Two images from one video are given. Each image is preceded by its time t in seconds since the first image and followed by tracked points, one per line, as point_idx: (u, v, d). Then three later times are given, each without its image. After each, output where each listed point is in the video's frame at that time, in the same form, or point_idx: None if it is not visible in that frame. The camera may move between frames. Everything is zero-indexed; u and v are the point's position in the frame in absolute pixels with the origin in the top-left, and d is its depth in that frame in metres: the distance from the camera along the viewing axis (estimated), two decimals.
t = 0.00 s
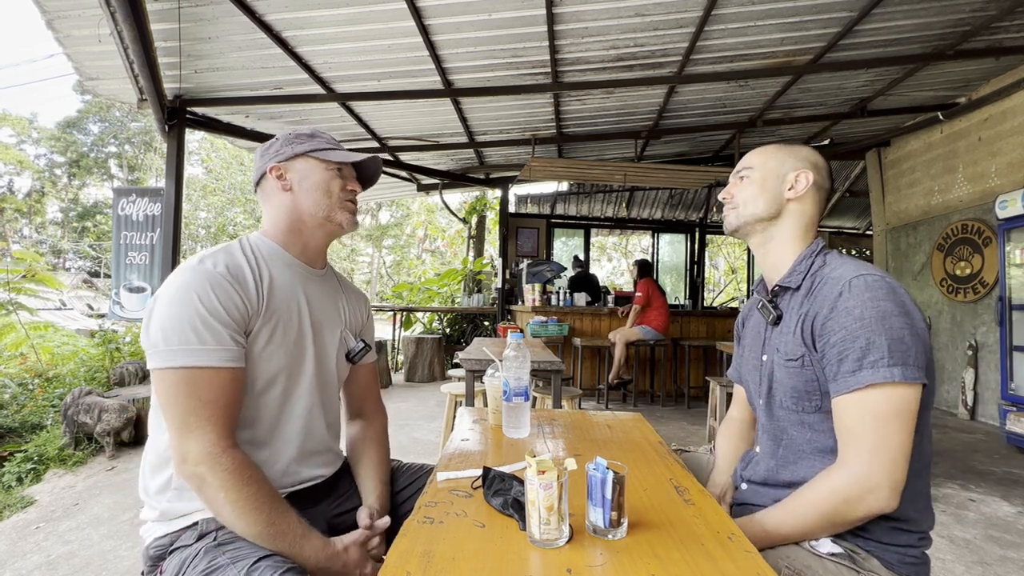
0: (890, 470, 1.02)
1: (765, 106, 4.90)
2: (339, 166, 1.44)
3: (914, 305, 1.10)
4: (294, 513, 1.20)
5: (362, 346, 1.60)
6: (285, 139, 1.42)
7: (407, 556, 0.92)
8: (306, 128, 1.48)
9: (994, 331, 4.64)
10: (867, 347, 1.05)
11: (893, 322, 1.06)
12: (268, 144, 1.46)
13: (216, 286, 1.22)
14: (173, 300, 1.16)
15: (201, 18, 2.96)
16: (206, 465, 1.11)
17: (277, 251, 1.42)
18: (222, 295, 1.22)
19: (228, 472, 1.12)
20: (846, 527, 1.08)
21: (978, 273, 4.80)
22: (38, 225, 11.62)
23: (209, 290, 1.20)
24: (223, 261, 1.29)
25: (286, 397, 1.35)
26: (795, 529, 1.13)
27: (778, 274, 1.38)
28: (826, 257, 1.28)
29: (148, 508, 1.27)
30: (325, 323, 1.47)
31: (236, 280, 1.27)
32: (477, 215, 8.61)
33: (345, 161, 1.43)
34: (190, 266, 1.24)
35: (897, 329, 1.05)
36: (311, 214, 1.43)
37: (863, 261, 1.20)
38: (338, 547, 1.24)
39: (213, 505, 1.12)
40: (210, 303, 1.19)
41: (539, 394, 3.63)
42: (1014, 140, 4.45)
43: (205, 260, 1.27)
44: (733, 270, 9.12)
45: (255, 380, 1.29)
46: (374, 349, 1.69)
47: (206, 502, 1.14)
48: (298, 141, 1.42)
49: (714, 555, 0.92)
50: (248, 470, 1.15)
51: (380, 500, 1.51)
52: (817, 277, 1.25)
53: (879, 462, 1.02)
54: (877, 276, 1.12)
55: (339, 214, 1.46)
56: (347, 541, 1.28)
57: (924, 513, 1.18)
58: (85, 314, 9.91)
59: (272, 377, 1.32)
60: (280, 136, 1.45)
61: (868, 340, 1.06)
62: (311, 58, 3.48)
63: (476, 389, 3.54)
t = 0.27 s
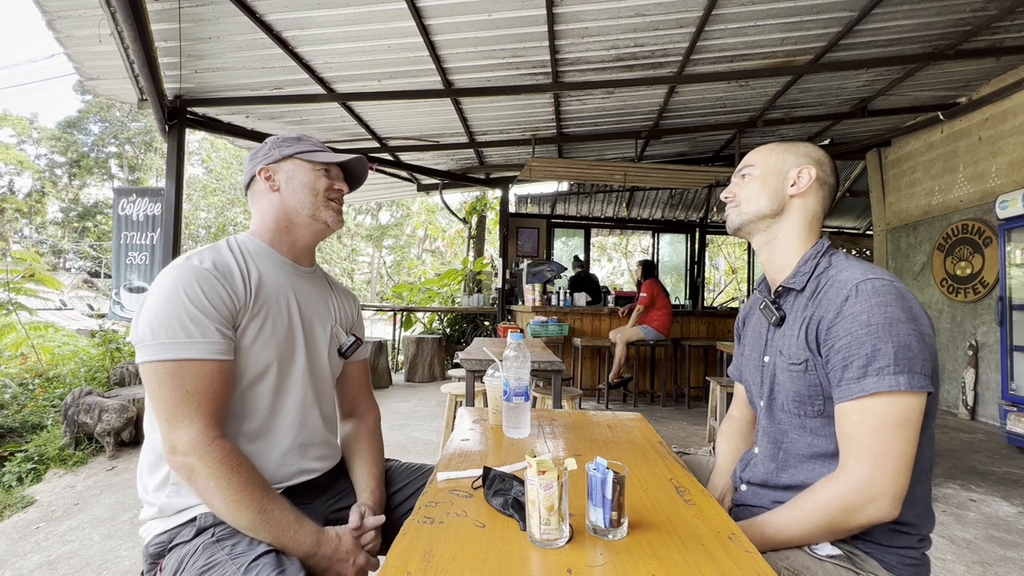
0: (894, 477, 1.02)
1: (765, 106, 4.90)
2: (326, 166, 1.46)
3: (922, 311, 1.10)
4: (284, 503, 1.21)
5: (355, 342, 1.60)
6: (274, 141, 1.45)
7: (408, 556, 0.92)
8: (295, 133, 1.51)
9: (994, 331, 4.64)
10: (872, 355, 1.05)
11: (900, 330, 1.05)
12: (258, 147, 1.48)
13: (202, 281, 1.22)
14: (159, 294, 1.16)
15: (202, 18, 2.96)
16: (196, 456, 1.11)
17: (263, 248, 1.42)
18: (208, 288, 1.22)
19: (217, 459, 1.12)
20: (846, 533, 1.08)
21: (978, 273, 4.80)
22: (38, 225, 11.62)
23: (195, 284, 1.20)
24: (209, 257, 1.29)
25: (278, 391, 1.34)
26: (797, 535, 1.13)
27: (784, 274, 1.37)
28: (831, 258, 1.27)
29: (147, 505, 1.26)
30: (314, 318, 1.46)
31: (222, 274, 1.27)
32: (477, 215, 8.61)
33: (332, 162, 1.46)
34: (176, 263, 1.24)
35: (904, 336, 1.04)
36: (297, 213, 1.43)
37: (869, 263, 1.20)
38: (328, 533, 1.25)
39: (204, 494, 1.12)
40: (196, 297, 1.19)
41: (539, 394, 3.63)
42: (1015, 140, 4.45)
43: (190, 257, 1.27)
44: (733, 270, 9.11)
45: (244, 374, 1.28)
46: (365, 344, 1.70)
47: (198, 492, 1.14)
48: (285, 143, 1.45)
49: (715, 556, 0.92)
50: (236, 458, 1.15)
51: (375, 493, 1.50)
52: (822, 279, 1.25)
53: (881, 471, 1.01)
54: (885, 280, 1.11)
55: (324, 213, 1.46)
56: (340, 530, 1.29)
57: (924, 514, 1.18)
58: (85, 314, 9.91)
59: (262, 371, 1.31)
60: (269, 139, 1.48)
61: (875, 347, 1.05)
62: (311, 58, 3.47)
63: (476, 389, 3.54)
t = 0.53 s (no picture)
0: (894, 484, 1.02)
1: (765, 106, 4.90)
2: (319, 168, 1.46)
3: (924, 317, 1.09)
4: (281, 493, 1.21)
5: (349, 338, 1.60)
6: (269, 142, 1.46)
7: (408, 555, 0.92)
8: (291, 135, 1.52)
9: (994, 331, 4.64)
10: (874, 360, 1.05)
11: (902, 336, 1.05)
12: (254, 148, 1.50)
13: (195, 274, 1.22)
14: (153, 288, 1.17)
15: (202, 18, 2.96)
16: (192, 446, 1.11)
17: (256, 245, 1.42)
18: (201, 282, 1.22)
19: (213, 449, 1.12)
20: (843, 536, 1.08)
21: (978, 273, 4.80)
22: (38, 225, 11.63)
23: (188, 278, 1.21)
24: (202, 253, 1.30)
25: (274, 384, 1.34)
26: (798, 537, 1.13)
27: (785, 274, 1.38)
28: (833, 260, 1.27)
29: (147, 504, 1.26)
30: (309, 313, 1.46)
31: (216, 269, 1.28)
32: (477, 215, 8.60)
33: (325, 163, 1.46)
34: (170, 258, 1.25)
35: (906, 343, 1.04)
36: (289, 212, 1.44)
37: (872, 267, 1.19)
38: (325, 525, 1.25)
39: (201, 485, 1.12)
40: (189, 290, 1.19)
41: (539, 394, 3.63)
42: (1015, 140, 4.45)
43: (184, 253, 1.28)
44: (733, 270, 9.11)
45: (239, 369, 1.28)
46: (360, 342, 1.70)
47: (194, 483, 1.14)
48: (280, 144, 1.46)
49: (715, 556, 0.92)
50: (233, 449, 1.15)
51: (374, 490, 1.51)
52: (823, 282, 1.24)
53: (880, 477, 1.01)
54: (888, 285, 1.11)
55: (315, 213, 1.46)
56: (336, 523, 1.29)
57: (924, 514, 1.17)
58: (85, 314, 9.91)
59: (257, 364, 1.31)
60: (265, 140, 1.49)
61: (877, 353, 1.05)
62: (311, 58, 3.48)
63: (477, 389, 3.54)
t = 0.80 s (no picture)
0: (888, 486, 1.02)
1: (765, 106, 4.90)
2: (318, 165, 1.46)
3: (919, 318, 1.09)
4: (283, 497, 1.21)
5: (350, 339, 1.60)
6: (268, 141, 1.46)
7: (407, 555, 0.92)
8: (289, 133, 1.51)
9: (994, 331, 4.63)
10: (867, 363, 1.05)
11: (897, 338, 1.05)
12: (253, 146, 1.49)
13: (195, 276, 1.22)
14: (153, 290, 1.17)
15: (203, 18, 2.96)
16: (194, 450, 1.11)
17: (257, 245, 1.42)
18: (201, 284, 1.22)
19: (215, 453, 1.12)
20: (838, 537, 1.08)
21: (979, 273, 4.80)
22: (39, 225, 11.63)
23: (189, 280, 1.21)
24: (203, 254, 1.30)
25: (274, 388, 1.34)
26: (796, 538, 1.12)
27: (781, 275, 1.38)
28: (829, 261, 1.27)
29: (148, 504, 1.26)
30: (310, 316, 1.46)
31: (216, 271, 1.27)
32: (477, 215, 8.60)
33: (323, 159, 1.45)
34: (171, 259, 1.25)
35: (900, 345, 1.04)
36: (289, 210, 1.44)
37: (867, 267, 1.19)
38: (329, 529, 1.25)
39: (202, 488, 1.12)
40: (189, 293, 1.19)
41: (539, 394, 3.63)
42: (1015, 140, 4.44)
43: (183, 254, 1.28)
44: (734, 270, 9.11)
45: (239, 373, 1.28)
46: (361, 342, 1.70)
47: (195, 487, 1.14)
48: (279, 142, 1.46)
49: (715, 556, 0.92)
50: (235, 452, 1.15)
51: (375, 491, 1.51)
52: (819, 283, 1.25)
53: (874, 479, 1.01)
54: (882, 287, 1.11)
55: (315, 210, 1.46)
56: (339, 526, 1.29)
57: (923, 512, 1.18)
58: (86, 314, 9.92)
59: (256, 368, 1.31)
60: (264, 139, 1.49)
61: (870, 355, 1.05)
62: (312, 58, 3.48)
63: (477, 389, 3.54)
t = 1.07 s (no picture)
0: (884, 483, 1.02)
1: (765, 106, 4.90)
2: (330, 165, 1.46)
3: (913, 315, 1.09)
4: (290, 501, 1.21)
5: (356, 343, 1.59)
6: (280, 139, 1.46)
7: (407, 555, 0.92)
8: (300, 131, 1.51)
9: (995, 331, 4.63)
10: (863, 362, 1.05)
11: (891, 336, 1.05)
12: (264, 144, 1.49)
13: (202, 280, 1.21)
14: (160, 293, 1.16)
15: (203, 18, 2.96)
16: (197, 457, 1.11)
17: (265, 246, 1.42)
18: (208, 288, 1.22)
19: (219, 460, 1.12)
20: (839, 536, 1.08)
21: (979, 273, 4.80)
22: (39, 225, 11.63)
23: (195, 284, 1.20)
24: (210, 256, 1.29)
25: (279, 393, 1.34)
26: (797, 538, 1.12)
27: (777, 276, 1.38)
28: (824, 261, 1.27)
29: (149, 504, 1.26)
30: (315, 320, 1.46)
31: (222, 274, 1.27)
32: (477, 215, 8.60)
33: (335, 159, 1.46)
34: (177, 261, 1.24)
35: (895, 343, 1.04)
36: (299, 210, 1.44)
37: (862, 266, 1.19)
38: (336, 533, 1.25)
39: (207, 495, 1.12)
40: (196, 297, 1.18)
41: (539, 394, 3.63)
42: (1016, 140, 4.44)
43: (190, 255, 1.27)
44: (734, 270, 9.11)
45: (244, 378, 1.28)
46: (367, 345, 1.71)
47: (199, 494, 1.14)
48: (291, 140, 1.46)
49: (715, 556, 0.92)
50: (239, 459, 1.14)
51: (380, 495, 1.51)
52: (815, 283, 1.25)
53: (873, 477, 1.01)
54: (876, 285, 1.11)
55: (326, 211, 1.46)
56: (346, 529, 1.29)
57: (923, 512, 1.18)
58: (86, 314, 9.92)
59: (262, 372, 1.31)
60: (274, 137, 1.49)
61: (865, 354, 1.05)
62: (312, 58, 3.48)
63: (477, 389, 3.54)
